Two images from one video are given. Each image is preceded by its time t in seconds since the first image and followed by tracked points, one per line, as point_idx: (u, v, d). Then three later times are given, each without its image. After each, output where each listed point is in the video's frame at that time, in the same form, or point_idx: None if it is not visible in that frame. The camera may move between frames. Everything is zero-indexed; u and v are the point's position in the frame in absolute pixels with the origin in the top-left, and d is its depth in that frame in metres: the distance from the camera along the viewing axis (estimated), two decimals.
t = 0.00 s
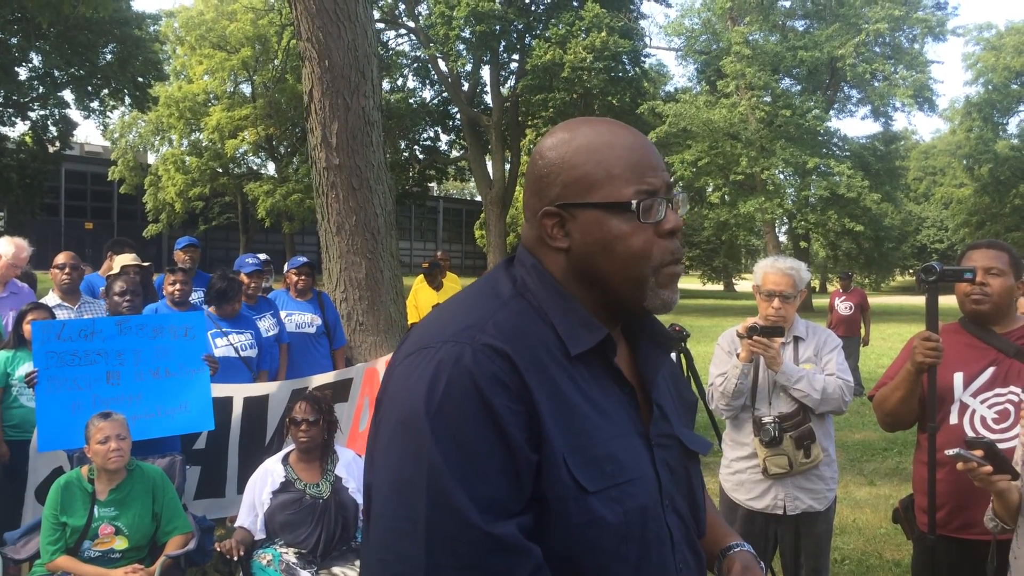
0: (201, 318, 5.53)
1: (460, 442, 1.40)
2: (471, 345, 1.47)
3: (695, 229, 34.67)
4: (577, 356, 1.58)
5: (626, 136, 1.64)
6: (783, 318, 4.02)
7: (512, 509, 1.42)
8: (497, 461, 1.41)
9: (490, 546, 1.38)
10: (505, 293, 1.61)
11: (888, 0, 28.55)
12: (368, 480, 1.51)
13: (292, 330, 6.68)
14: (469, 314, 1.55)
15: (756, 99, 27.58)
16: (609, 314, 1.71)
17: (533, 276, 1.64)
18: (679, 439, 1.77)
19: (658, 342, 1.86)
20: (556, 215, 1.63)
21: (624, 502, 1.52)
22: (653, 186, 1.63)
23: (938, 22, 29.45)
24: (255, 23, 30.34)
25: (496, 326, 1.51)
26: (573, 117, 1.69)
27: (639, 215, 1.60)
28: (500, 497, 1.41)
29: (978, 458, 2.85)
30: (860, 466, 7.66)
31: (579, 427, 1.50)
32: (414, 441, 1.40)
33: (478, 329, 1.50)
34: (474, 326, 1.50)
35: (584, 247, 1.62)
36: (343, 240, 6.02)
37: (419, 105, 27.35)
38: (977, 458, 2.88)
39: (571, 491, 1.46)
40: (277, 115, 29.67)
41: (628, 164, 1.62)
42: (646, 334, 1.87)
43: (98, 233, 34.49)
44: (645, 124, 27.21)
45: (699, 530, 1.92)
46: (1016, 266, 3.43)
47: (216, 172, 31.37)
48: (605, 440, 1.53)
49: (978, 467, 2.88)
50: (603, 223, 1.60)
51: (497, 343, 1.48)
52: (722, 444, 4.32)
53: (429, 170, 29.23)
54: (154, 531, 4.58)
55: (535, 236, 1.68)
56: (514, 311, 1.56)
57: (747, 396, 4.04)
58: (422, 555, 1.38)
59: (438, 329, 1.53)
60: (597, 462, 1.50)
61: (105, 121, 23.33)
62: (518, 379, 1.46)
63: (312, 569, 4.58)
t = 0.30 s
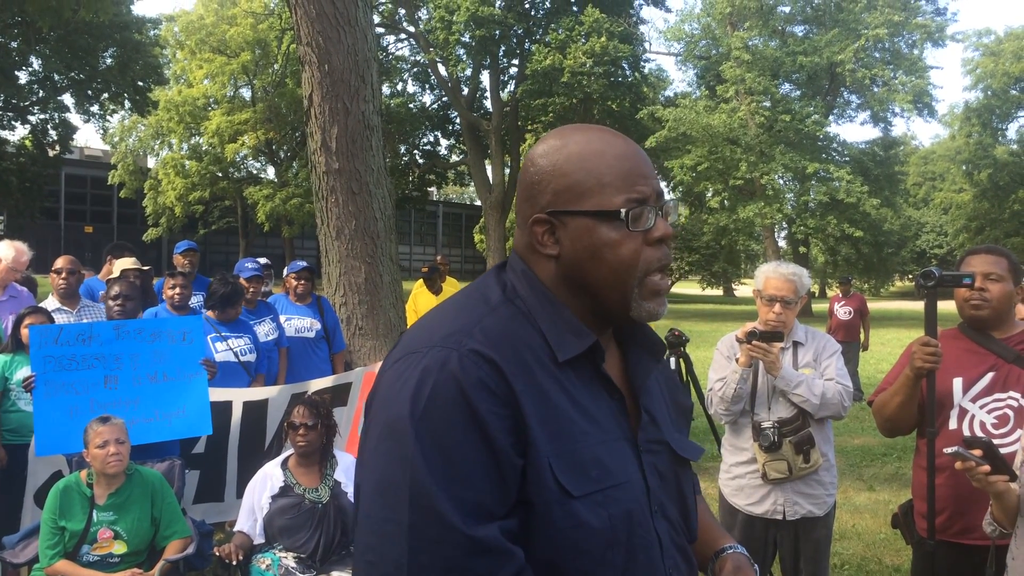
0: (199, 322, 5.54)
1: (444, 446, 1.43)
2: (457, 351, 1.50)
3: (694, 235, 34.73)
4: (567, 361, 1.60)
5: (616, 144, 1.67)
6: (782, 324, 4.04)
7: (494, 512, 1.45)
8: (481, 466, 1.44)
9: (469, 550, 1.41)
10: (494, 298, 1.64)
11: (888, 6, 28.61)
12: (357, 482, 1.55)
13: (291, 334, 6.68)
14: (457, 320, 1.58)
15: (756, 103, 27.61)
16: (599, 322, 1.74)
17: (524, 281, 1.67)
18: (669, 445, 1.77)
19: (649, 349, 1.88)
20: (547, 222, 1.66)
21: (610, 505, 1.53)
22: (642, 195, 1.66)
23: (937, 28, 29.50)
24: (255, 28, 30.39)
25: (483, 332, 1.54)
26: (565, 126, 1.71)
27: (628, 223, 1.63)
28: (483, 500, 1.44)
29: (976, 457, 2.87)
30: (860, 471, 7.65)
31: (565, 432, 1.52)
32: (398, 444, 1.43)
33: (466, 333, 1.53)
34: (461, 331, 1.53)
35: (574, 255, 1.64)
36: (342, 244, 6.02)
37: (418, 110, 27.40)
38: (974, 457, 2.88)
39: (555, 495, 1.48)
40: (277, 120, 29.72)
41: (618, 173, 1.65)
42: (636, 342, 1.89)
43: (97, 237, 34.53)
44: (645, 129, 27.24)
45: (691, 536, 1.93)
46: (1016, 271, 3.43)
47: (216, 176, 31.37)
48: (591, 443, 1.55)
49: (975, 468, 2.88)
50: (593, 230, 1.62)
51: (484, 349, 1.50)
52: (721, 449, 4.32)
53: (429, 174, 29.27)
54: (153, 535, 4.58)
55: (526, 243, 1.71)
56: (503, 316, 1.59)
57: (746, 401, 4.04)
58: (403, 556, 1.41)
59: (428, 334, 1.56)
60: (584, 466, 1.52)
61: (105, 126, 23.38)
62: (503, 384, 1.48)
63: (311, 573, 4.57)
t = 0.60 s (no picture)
0: (199, 324, 5.54)
1: (427, 436, 1.44)
2: (442, 345, 1.52)
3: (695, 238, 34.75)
4: (554, 353, 1.62)
5: (598, 145, 1.68)
6: (784, 327, 4.03)
7: (477, 503, 1.46)
8: (463, 458, 1.45)
9: (447, 539, 1.41)
10: (484, 296, 1.67)
11: (890, 9, 28.62)
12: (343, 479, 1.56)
13: (292, 337, 6.67)
14: (445, 316, 1.60)
15: (757, 106, 27.62)
16: (590, 320, 1.75)
17: (512, 279, 1.70)
18: (664, 438, 1.76)
19: (642, 344, 1.89)
20: (531, 223, 1.68)
21: (599, 497, 1.54)
22: (623, 193, 1.67)
23: (939, 31, 29.47)
24: (257, 31, 30.44)
25: (470, 327, 1.56)
26: (547, 128, 1.74)
27: (609, 223, 1.64)
28: (466, 492, 1.45)
29: (972, 461, 2.88)
30: (862, 475, 7.64)
31: (553, 424, 1.53)
32: (381, 435, 1.46)
33: (452, 329, 1.56)
34: (448, 326, 1.56)
35: (559, 253, 1.66)
36: (343, 247, 6.02)
37: (420, 113, 27.42)
38: (971, 460, 2.89)
39: (542, 486, 1.48)
40: (279, 123, 29.76)
41: (600, 173, 1.66)
42: (628, 338, 1.90)
43: (99, 239, 34.60)
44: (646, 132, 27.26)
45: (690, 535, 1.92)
46: (1016, 273, 3.42)
47: (218, 179, 31.41)
48: (579, 434, 1.56)
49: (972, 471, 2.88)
50: (575, 230, 1.64)
51: (469, 343, 1.53)
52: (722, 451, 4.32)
53: (430, 177, 29.29)
54: (154, 537, 4.58)
55: (514, 242, 1.73)
56: (489, 313, 1.61)
57: (746, 404, 4.03)
58: (381, 545, 1.42)
59: (416, 332, 1.59)
60: (573, 456, 1.53)
61: (107, 128, 23.42)
62: (488, 378, 1.50)
63: None
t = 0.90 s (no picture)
0: (200, 327, 5.54)
1: (401, 428, 1.50)
2: (436, 342, 1.57)
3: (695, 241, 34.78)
4: (550, 357, 1.63)
5: (628, 168, 1.67)
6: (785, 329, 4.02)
7: (451, 497, 1.50)
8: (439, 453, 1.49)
9: (404, 524, 1.46)
10: (485, 296, 1.71)
11: (890, 12, 28.62)
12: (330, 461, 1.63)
13: (292, 339, 6.67)
14: (444, 314, 1.65)
15: (758, 109, 27.61)
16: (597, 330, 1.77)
17: (517, 281, 1.73)
18: (657, 433, 1.75)
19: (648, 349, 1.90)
20: (547, 231, 1.70)
21: (594, 495, 1.55)
22: (644, 222, 1.66)
23: (940, 34, 29.42)
24: (258, 34, 30.47)
25: (465, 327, 1.61)
26: (581, 137, 1.74)
27: (622, 252, 1.64)
28: (440, 486, 1.49)
29: (967, 464, 2.88)
30: (862, 478, 7.63)
31: (547, 422, 1.55)
32: (361, 426, 1.52)
33: (447, 327, 1.61)
34: (443, 324, 1.61)
35: (568, 264, 1.68)
36: (343, 249, 6.02)
37: (421, 115, 27.41)
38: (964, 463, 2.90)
39: (535, 481, 1.51)
40: (280, 125, 29.81)
41: (625, 202, 1.65)
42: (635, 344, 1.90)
43: (100, 241, 34.65)
44: (647, 134, 27.28)
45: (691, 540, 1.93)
46: (1016, 277, 3.43)
47: (219, 181, 31.42)
48: (577, 435, 1.57)
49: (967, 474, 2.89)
50: (588, 248, 1.65)
51: (463, 343, 1.57)
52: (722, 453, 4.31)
53: (431, 179, 29.32)
54: (153, 540, 4.58)
55: (526, 247, 1.77)
56: (488, 312, 1.65)
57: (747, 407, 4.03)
58: (339, 522, 1.49)
59: (415, 327, 1.65)
60: (568, 453, 1.55)
61: (108, 131, 23.44)
62: (476, 377, 1.54)
63: None
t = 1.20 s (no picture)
0: (200, 329, 5.53)
1: (389, 443, 1.50)
2: (424, 356, 1.57)
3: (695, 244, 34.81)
4: (545, 367, 1.63)
5: (621, 170, 1.66)
6: (785, 331, 4.01)
7: (440, 515, 1.50)
8: (427, 468, 1.49)
9: (390, 544, 1.45)
10: (475, 307, 1.70)
11: (890, 13, 28.61)
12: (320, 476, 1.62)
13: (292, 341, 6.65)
14: (433, 326, 1.65)
15: (758, 111, 27.60)
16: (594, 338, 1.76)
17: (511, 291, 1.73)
18: (657, 441, 1.73)
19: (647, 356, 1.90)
20: (543, 241, 1.70)
21: (584, 509, 1.54)
22: (641, 224, 1.65)
23: (940, 36, 29.36)
24: (258, 36, 30.48)
25: (454, 339, 1.60)
26: (572, 140, 1.73)
27: (623, 258, 1.64)
28: (428, 502, 1.49)
29: (963, 463, 2.88)
30: (862, 480, 7.63)
31: (537, 437, 1.55)
32: (348, 442, 1.52)
33: (436, 340, 1.60)
34: (431, 337, 1.60)
35: (566, 274, 1.68)
36: (343, 251, 6.02)
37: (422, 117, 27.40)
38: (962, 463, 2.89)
39: (521, 497, 1.51)
40: (279, 127, 29.86)
41: (619, 203, 1.64)
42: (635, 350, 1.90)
43: (101, 244, 34.67)
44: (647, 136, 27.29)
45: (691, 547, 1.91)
46: (1015, 279, 3.42)
47: (219, 183, 31.40)
48: (568, 449, 1.56)
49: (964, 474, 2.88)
50: (587, 257, 1.65)
51: (451, 357, 1.57)
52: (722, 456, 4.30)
53: (431, 182, 29.34)
54: (153, 543, 4.57)
55: (521, 256, 1.76)
56: (479, 323, 1.65)
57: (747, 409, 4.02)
58: (325, 540, 1.48)
59: (405, 339, 1.64)
60: (557, 469, 1.54)
61: (108, 133, 23.42)
62: (464, 391, 1.54)
63: None
